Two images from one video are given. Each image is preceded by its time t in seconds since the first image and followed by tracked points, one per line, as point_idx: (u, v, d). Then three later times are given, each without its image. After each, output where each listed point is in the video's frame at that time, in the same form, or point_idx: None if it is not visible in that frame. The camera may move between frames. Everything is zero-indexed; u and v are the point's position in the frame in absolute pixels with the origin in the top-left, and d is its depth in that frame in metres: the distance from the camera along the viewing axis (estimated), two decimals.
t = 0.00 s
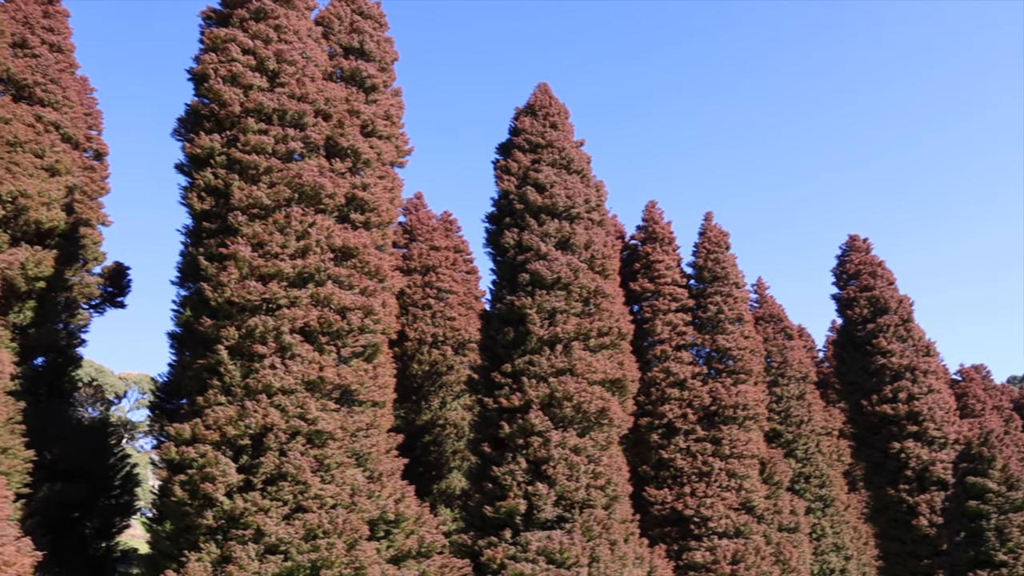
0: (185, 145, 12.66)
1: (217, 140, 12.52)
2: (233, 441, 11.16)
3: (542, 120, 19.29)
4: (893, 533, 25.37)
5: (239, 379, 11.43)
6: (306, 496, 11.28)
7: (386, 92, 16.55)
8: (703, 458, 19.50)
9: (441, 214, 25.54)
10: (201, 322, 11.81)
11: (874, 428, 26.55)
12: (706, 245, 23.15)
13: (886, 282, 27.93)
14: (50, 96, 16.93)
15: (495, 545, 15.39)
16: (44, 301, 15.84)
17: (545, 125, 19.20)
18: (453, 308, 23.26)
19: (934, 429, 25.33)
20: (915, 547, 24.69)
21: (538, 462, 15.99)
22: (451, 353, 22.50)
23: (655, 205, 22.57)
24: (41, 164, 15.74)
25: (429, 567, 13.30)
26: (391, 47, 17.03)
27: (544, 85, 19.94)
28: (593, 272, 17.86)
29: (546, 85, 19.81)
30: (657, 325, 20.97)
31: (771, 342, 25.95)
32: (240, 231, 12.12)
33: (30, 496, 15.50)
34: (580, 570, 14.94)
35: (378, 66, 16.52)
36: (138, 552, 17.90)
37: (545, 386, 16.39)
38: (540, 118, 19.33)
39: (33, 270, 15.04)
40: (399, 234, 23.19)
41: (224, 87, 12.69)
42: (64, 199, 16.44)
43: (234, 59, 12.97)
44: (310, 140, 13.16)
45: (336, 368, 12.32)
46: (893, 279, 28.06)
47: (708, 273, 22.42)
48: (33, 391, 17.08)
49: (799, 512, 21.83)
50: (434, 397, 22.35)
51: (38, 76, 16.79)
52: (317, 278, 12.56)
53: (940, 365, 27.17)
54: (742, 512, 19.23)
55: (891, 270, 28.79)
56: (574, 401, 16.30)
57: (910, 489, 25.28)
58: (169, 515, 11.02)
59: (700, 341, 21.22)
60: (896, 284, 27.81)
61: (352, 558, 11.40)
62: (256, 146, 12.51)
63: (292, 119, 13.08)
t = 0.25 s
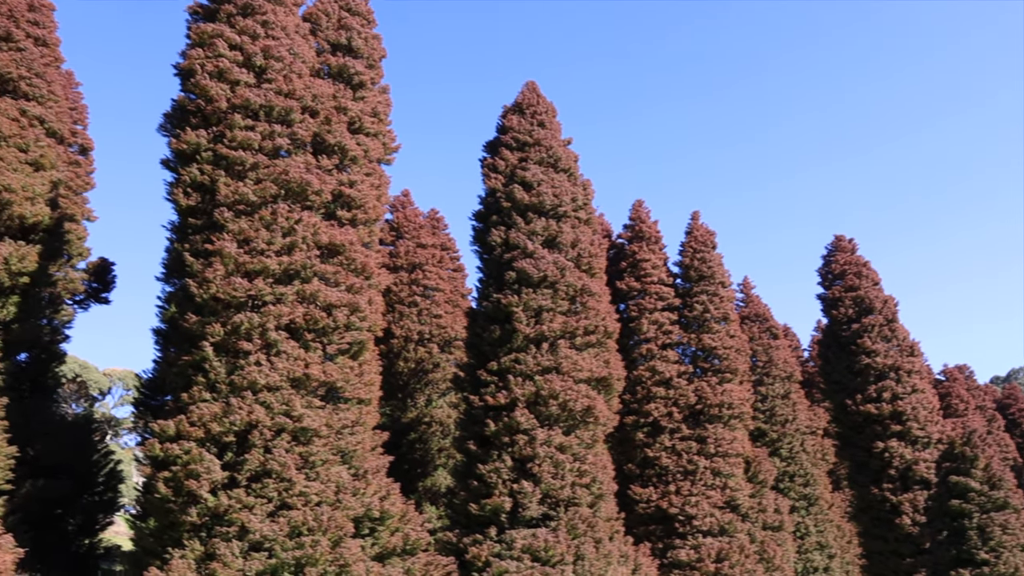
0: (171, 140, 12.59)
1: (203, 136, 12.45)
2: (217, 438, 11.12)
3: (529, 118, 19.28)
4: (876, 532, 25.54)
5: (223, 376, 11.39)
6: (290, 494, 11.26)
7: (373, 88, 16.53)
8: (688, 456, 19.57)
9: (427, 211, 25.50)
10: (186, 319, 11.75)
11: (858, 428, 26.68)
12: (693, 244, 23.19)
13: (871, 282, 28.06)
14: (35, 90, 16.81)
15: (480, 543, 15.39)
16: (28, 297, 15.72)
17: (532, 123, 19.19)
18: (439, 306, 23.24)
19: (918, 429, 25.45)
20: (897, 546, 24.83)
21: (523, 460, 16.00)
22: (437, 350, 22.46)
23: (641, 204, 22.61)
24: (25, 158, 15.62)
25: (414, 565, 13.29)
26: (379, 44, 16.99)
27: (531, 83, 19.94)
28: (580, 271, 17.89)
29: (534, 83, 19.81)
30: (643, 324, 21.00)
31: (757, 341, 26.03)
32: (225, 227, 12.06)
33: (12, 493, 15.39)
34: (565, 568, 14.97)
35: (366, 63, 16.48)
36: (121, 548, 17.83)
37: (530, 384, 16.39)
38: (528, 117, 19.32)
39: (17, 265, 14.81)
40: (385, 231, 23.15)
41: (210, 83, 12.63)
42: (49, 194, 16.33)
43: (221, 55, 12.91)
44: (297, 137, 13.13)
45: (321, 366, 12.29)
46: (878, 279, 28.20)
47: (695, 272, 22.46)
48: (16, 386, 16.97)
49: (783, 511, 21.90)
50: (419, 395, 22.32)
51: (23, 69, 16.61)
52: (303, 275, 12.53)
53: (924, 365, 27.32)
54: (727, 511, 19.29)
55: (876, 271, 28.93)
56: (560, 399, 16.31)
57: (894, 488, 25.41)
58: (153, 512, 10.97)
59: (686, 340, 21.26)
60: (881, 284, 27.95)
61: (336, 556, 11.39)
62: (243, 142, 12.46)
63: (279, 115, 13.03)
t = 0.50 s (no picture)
0: (156, 134, 12.51)
1: (188, 131, 12.38)
2: (201, 434, 11.07)
3: (516, 115, 19.26)
4: (858, 530, 25.68)
5: (207, 372, 11.34)
6: (273, 490, 11.23)
7: (359, 84, 16.48)
8: (672, 454, 19.62)
9: (413, 208, 25.46)
10: (170, 314, 11.70)
11: (841, 427, 26.81)
12: (678, 243, 23.23)
13: (855, 282, 28.18)
14: (18, 83, 16.67)
15: (464, 540, 15.40)
16: (9, 291, 15.60)
17: (518, 121, 19.17)
18: (424, 303, 23.21)
19: (900, 428, 25.58)
20: (879, 544, 25.01)
21: (507, 457, 16.00)
22: (422, 347, 22.39)
23: (627, 202, 22.63)
24: (8, 151, 15.50)
25: (397, 562, 13.29)
26: (365, 40, 16.95)
27: (518, 81, 19.92)
28: (565, 269, 17.91)
29: (521, 80, 19.80)
30: (628, 322, 21.04)
31: (741, 340, 26.11)
32: (210, 222, 12.00)
33: None
34: (548, 565, 15.02)
35: (353, 59, 16.44)
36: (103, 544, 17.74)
37: (515, 382, 16.40)
38: (514, 114, 19.30)
39: None
40: (370, 228, 23.11)
41: (195, 77, 12.55)
42: (32, 188, 16.23)
43: (206, 49, 12.84)
44: (283, 132, 13.08)
45: (306, 362, 12.25)
46: (862, 279, 28.32)
47: (680, 271, 22.51)
48: None
49: (767, 509, 21.99)
50: (404, 392, 22.17)
51: (7, 62, 16.42)
52: (288, 271, 12.48)
53: (907, 365, 27.47)
54: (710, 509, 19.37)
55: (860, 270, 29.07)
56: (545, 397, 16.32)
57: (876, 487, 25.61)
58: (135, 508, 10.92)
59: (670, 338, 21.31)
60: (865, 284, 28.07)
61: (319, 552, 11.38)
62: (228, 137, 12.40)
63: (265, 110, 12.98)
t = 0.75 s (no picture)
0: (140, 128, 12.43)
1: (173, 125, 12.30)
2: (184, 429, 11.01)
3: (502, 113, 19.25)
4: (840, 529, 25.58)
5: (191, 367, 11.28)
6: (257, 486, 11.19)
7: (346, 80, 16.43)
8: (656, 452, 19.66)
9: (399, 204, 25.42)
10: (153, 309, 11.63)
11: (824, 426, 26.92)
12: (663, 241, 23.27)
13: (839, 282, 28.31)
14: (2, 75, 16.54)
15: (448, 537, 15.40)
16: None
17: (505, 118, 19.16)
18: (409, 300, 23.17)
19: (883, 427, 25.72)
20: (860, 543, 24.91)
21: (492, 455, 16.00)
22: (407, 344, 22.34)
23: (613, 200, 22.65)
24: None
25: (381, 558, 13.28)
26: (352, 35, 16.90)
27: (505, 78, 19.91)
28: (551, 266, 17.91)
29: (508, 78, 19.78)
30: (613, 320, 21.07)
31: (725, 339, 26.19)
32: (194, 217, 11.93)
33: None
34: (532, 563, 15.04)
35: (339, 54, 16.39)
36: (84, 540, 17.59)
37: (500, 379, 16.40)
38: (501, 111, 19.29)
39: None
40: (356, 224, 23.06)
41: (181, 71, 12.47)
42: (14, 181, 16.10)
43: (192, 42, 12.75)
44: (268, 127, 13.02)
45: (290, 358, 12.21)
46: (846, 279, 28.45)
47: (665, 269, 22.55)
48: None
49: (750, 507, 22.06)
50: (389, 388, 22.19)
51: None
52: (273, 267, 12.43)
53: (889, 365, 27.62)
54: (693, 507, 19.44)
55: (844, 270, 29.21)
56: (529, 394, 16.33)
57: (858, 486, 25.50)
58: (118, 504, 10.86)
59: (655, 337, 21.35)
60: (849, 284, 28.20)
61: (302, 549, 11.37)
62: (213, 131, 12.33)
63: (250, 105, 12.92)
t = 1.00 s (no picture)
0: (126, 124, 12.35)
1: (159, 121, 12.23)
2: (168, 427, 10.96)
3: (490, 111, 19.23)
4: (824, 528, 25.75)
5: (175, 364, 11.22)
6: (241, 484, 11.15)
7: (333, 77, 16.38)
8: (641, 451, 19.70)
9: (386, 202, 25.37)
10: (137, 305, 11.57)
11: (808, 426, 27.03)
12: (650, 241, 23.31)
13: (824, 282, 28.41)
14: None
15: (432, 535, 15.39)
16: None
17: (492, 116, 19.14)
18: (395, 297, 23.12)
19: (866, 427, 25.86)
20: (844, 542, 25.07)
21: (477, 453, 16.00)
22: (393, 342, 22.29)
23: (600, 199, 22.66)
24: None
25: (365, 556, 13.27)
26: (340, 32, 16.85)
27: (492, 77, 19.90)
28: (537, 265, 17.92)
29: (495, 76, 19.77)
30: (598, 319, 21.04)
31: (711, 338, 26.26)
32: (179, 213, 11.87)
33: None
34: (516, 561, 15.05)
35: (326, 51, 16.34)
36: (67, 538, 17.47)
37: (485, 377, 16.39)
38: (488, 109, 19.27)
39: None
40: (342, 221, 23.00)
41: (167, 66, 12.41)
42: None
43: (178, 38, 12.69)
44: (254, 124, 12.97)
45: (275, 355, 12.17)
46: (831, 279, 28.56)
47: (651, 269, 22.59)
48: None
49: (734, 507, 22.11)
50: (374, 386, 22.06)
51: None
52: (258, 264, 12.39)
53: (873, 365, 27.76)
54: (678, 506, 19.48)
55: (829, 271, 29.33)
56: (515, 393, 16.33)
57: (842, 485, 25.71)
58: (100, 501, 10.81)
59: (641, 336, 21.39)
60: (834, 285, 28.31)
61: (286, 547, 11.35)
62: (199, 127, 12.27)
63: (237, 101, 12.87)
